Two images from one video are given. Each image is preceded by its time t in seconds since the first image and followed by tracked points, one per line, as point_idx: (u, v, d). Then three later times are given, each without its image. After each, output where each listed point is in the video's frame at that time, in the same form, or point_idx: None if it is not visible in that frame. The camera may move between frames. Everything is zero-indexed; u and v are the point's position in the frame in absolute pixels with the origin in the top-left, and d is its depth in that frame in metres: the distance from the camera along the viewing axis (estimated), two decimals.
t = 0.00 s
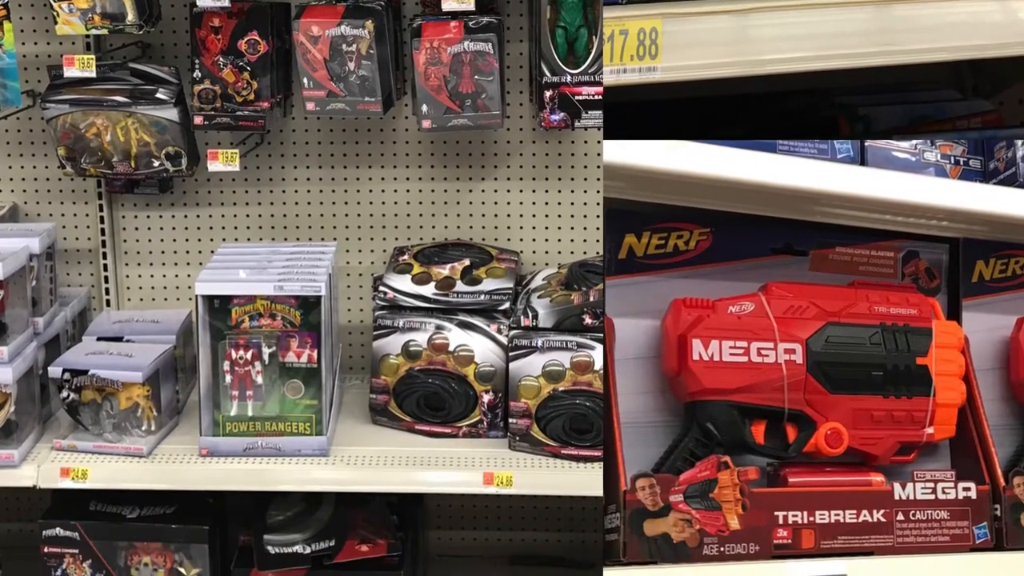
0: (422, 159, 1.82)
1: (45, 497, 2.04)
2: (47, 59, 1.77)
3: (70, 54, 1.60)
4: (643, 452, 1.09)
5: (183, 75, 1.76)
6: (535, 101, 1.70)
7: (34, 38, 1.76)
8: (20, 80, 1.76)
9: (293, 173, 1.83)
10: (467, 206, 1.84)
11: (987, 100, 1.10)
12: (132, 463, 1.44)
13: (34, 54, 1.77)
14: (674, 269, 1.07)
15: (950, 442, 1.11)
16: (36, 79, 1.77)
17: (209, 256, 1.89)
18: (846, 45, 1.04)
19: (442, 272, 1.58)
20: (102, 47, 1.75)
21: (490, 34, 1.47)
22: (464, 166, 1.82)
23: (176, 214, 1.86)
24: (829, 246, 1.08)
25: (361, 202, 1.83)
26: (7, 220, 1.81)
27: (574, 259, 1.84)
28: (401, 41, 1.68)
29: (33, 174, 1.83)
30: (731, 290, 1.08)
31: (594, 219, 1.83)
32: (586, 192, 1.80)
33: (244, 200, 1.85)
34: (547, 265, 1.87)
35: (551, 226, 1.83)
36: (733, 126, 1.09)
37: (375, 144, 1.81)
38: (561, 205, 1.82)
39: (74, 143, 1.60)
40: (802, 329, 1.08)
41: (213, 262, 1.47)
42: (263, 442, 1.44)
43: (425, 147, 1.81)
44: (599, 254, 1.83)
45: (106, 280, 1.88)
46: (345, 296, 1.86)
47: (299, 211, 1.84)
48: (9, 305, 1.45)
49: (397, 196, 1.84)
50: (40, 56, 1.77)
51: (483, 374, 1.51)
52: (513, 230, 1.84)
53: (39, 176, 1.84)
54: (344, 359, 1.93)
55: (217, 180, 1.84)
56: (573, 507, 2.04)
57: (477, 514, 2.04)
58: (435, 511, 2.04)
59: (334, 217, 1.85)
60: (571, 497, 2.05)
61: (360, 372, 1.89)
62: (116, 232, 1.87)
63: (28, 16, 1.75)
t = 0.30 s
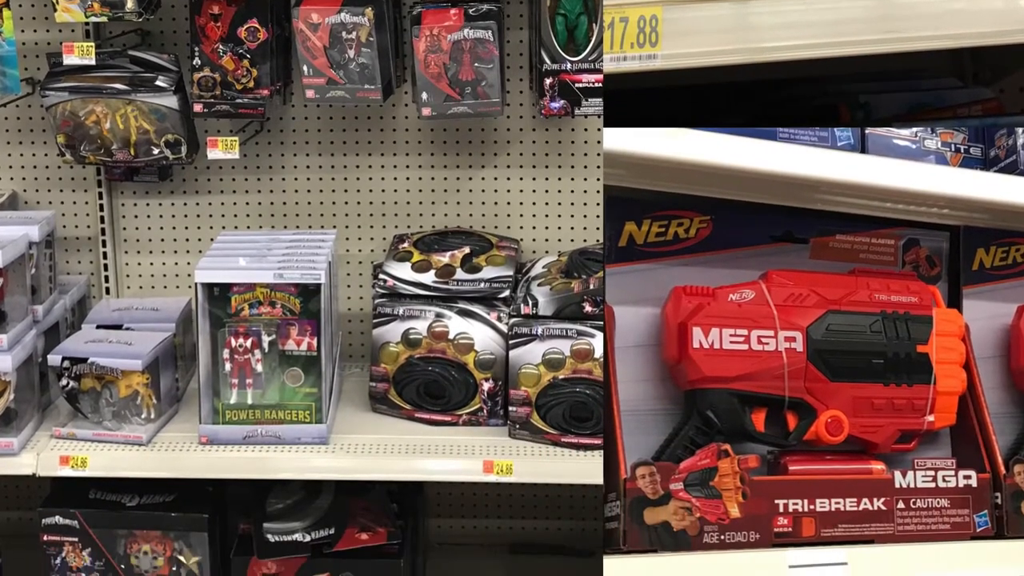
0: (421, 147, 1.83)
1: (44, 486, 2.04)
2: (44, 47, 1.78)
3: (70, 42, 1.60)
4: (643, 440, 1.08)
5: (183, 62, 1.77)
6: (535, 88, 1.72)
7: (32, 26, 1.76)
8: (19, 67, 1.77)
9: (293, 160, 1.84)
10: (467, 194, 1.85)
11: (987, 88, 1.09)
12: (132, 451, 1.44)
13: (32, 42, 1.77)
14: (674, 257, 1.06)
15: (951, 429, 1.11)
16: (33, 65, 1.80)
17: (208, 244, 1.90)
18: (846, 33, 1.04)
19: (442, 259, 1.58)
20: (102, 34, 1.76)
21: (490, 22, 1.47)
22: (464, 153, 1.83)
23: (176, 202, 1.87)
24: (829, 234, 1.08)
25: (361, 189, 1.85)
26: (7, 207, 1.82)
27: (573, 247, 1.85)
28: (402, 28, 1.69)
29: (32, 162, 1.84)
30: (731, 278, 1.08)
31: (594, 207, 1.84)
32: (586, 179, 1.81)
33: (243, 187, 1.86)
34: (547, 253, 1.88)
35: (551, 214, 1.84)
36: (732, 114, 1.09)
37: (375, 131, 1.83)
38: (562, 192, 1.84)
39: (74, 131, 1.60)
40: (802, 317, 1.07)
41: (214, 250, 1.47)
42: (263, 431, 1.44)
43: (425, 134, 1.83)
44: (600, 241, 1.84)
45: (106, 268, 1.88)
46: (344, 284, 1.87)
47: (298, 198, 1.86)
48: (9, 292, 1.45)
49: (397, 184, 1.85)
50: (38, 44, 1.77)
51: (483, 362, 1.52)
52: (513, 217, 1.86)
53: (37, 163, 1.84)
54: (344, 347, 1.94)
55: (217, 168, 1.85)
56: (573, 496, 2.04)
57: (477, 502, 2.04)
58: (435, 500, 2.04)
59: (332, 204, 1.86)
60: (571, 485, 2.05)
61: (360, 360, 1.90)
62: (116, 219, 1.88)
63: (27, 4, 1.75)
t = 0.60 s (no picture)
0: (421, 135, 1.84)
1: (44, 474, 2.04)
2: (45, 34, 1.78)
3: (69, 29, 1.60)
4: (643, 428, 1.08)
5: (183, 49, 1.77)
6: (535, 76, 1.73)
7: (31, 13, 1.77)
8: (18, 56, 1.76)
9: (292, 148, 1.85)
10: (467, 181, 1.86)
11: (988, 75, 1.09)
12: (132, 438, 1.44)
13: (31, 30, 1.78)
14: (674, 245, 1.06)
15: (952, 417, 1.11)
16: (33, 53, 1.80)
17: (207, 232, 1.91)
18: (847, 20, 1.04)
19: (442, 247, 1.59)
20: (101, 22, 1.76)
21: (490, 9, 1.48)
22: (463, 141, 1.84)
23: (176, 189, 1.87)
24: (829, 222, 1.07)
25: (361, 177, 1.85)
26: (6, 195, 1.82)
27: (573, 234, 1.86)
28: (402, 15, 1.69)
29: (32, 149, 1.84)
30: (731, 266, 1.07)
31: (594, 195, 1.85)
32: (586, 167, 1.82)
33: (243, 175, 1.86)
34: (548, 241, 1.88)
35: (551, 201, 1.85)
36: (732, 102, 1.08)
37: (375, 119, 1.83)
38: (562, 180, 1.84)
39: (73, 119, 1.61)
40: (802, 306, 1.07)
41: (215, 237, 1.48)
42: (262, 419, 1.44)
43: (424, 122, 1.83)
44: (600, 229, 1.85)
45: (105, 257, 1.88)
46: (344, 272, 1.88)
47: (298, 186, 1.86)
48: (9, 281, 1.45)
49: (397, 171, 1.86)
50: (38, 32, 1.78)
51: (483, 350, 1.53)
52: (513, 205, 1.86)
53: (37, 151, 1.85)
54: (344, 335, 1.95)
55: (217, 156, 1.85)
56: (574, 484, 2.04)
57: (477, 491, 2.04)
58: (435, 488, 2.04)
59: (332, 192, 1.86)
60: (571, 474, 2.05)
61: (360, 348, 1.92)
62: (115, 207, 1.88)
63: None
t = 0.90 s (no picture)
0: (421, 123, 1.84)
1: (44, 462, 2.05)
2: (44, 23, 1.79)
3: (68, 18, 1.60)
4: (644, 417, 1.07)
5: (183, 38, 1.78)
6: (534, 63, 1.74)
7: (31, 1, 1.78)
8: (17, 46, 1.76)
9: (292, 137, 1.85)
10: (467, 170, 1.86)
11: (990, 64, 1.09)
12: (132, 428, 1.44)
13: (31, 18, 1.79)
14: (675, 233, 1.05)
15: (952, 406, 1.11)
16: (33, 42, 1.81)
17: (207, 221, 1.91)
18: (848, 9, 1.03)
19: (442, 235, 1.60)
20: (100, 11, 1.76)
21: None
22: (463, 129, 1.84)
23: (176, 178, 1.88)
24: (829, 211, 1.07)
25: (361, 165, 1.86)
26: (6, 183, 1.83)
27: (574, 223, 1.87)
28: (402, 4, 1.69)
29: (31, 137, 1.85)
30: (731, 255, 1.07)
31: (594, 183, 1.86)
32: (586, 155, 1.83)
33: (243, 164, 1.87)
34: (548, 230, 1.89)
35: (552, 190, 1.86)
36: (732, 91, 1.09)
37: (375, 108, 1.84)
38: (562, 168, 1.85)
39: (72, 107, 1.61)
40: (803, 294, 1.07)
41: (211, 228, 1.47)
42: (262, 408, 1.44)
43: (424, 111, 1.84)
44: (600, 218, 1.86)
45: (105, 245, 1.88)
46: (345, 260, 1.88)
47: (298, 174, 1.87)
48: (8, 270, 1.46)
49: (397, 160, 1.86)
50: (38, 20, 1.79)
51: (483, 339, 1.54)
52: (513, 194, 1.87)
53: (37, 140, 1.85)
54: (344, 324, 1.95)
55: (217, 144, 1.86)
56: (573, 472, 2.05)
57: (477, 479, 2.05)
58: (435, 476, 2.05)
59: (332, 180, 1.87)
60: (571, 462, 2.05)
61: (361, 337, 1.92)
62: (114, 195, 1.88)
63: None
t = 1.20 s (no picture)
0: (421, 113, 1.85)
1: (43, 452, 2.04)
2: (44, 12, 1.79)
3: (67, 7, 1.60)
4: (643, 407, 1.06)
5: (183, 27, 1.78)
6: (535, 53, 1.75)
7: None
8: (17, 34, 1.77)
9: (292, 126, 1.86)
10: (467, 159, 1.86)
11: (990, 54, 1.09)
12: (131, 417, 1.44)
13: (31, 8, 1.79)
14: (675, 224, 1.05)
15: (953, 396, 1.11)
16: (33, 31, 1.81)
17: (206, 210, 1.91)
18: None
19: (442, 225, 1.60)
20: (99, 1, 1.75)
21: None
22: (463, 119, 1.85)
23: (176, 168, 1.88)
24: (829, 201, 1.07)
25: (361, 155, 1.86)
26: (6, 172, 1.83)
27: (573, 213, 1.87)
28: None
29: (31, 127, 1.85)
30: (731, 244, 1.07)
31: (594, 172, 1.86)
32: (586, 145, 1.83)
33: (243, 154, 1.87)
34: (547, 219, 1.89)
35: (551, 179, 1.86)
36: (731, 82, 1.08)
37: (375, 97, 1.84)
38: (562, 158, 1.85)
39: (72, 97, 1.62)
40: (802, 284, 1.07)
41: (211, 218, 1.47)
42: (261, 398, 1.45)
43: (424, 100, 1.84)
44: (599, 207, 1.86)
45: (104, 235, 1.89)
46: (345, 250, 1.88)
47: (298, 164, 1.87)
48: (7, 259, 1.47)
49: (397, 150, 1.86)
50: (38, 10, 1.78)
51: (483, 329, 1.54)
52: (513, 183, 1.87)
53: (36, 130, 1.86)
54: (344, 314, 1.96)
55: (217, 134, 1.86)
56: (573, 462, 2.05)
57: (477, 468, 2.04)
58: (435, 466, 2.05)
59: (332, 170, 1.87)
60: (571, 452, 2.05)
61: (360, 327, 1.92)
62: (114, 185, 1.89)
63: None
